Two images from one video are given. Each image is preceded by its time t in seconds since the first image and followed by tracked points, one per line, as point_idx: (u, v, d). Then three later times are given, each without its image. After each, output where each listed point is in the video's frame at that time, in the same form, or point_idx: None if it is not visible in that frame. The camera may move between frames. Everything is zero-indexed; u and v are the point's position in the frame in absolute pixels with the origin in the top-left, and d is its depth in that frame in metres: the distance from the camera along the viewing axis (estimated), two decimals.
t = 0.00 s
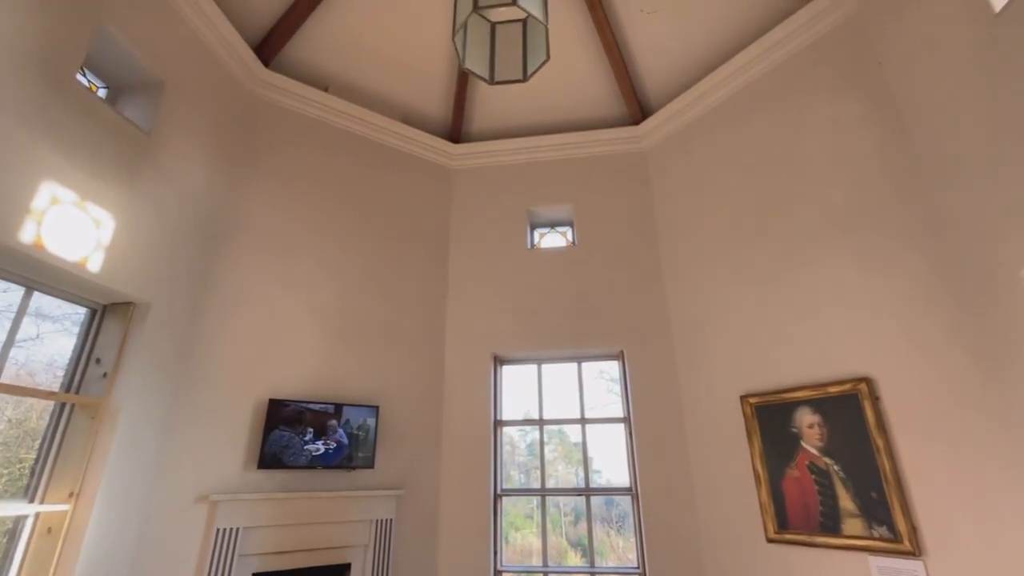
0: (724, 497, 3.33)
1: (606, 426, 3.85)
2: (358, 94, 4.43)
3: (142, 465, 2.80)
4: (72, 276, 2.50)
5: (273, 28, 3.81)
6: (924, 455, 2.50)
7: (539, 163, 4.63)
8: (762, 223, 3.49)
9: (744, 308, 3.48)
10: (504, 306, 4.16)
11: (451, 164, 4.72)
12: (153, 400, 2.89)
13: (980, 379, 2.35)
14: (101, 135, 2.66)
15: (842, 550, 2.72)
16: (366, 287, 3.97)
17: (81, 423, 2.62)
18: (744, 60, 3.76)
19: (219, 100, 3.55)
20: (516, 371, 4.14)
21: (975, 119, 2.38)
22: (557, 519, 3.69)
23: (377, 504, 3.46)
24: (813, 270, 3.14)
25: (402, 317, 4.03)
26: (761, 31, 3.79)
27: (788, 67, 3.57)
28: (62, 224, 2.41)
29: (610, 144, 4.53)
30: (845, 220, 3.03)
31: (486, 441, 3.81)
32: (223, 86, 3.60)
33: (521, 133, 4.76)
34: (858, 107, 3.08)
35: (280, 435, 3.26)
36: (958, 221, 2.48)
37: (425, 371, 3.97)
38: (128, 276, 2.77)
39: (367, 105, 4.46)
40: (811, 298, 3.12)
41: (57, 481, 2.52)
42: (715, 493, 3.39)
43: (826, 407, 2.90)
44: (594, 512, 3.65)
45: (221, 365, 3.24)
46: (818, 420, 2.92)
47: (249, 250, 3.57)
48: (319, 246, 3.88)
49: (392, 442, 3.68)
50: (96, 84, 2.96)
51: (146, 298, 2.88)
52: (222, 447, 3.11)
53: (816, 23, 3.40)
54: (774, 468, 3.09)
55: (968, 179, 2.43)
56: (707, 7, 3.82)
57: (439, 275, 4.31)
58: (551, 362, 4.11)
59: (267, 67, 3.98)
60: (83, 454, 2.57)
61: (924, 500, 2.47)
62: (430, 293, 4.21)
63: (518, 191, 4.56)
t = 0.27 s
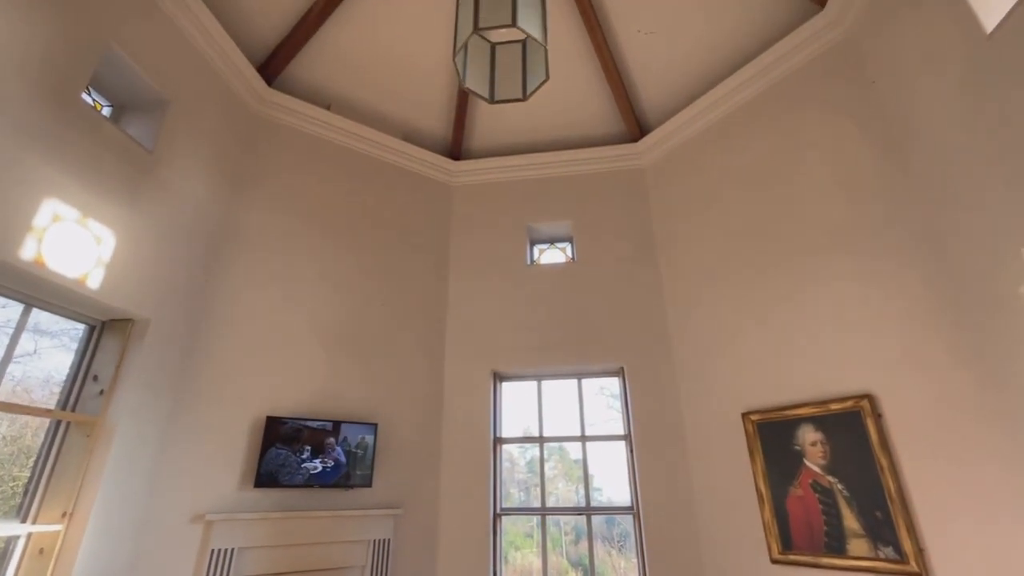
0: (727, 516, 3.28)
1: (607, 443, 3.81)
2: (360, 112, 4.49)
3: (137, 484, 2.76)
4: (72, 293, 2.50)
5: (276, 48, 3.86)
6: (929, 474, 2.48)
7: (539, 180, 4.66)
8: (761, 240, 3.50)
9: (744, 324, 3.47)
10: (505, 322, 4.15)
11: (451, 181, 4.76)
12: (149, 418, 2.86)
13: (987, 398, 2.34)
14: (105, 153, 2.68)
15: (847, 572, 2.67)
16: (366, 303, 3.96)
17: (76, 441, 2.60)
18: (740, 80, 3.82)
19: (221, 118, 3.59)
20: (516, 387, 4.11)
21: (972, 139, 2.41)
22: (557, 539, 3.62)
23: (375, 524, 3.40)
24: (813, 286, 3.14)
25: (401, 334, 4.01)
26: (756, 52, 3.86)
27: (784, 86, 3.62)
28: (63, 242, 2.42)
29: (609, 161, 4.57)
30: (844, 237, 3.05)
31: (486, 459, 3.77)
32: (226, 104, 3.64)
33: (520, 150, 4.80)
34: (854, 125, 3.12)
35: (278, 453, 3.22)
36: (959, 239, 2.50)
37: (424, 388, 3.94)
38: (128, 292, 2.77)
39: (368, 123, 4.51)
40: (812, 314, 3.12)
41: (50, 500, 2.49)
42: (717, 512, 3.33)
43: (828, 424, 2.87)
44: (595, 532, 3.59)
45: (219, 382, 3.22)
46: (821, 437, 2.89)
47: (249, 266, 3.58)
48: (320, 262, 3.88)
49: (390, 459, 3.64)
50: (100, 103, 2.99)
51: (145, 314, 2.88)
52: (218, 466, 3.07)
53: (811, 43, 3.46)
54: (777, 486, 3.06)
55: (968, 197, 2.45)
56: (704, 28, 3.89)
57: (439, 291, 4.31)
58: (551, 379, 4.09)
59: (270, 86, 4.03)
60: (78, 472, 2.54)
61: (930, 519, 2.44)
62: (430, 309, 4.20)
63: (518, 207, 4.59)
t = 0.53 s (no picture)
0: (729, 535, 3.22)
1: (607, 461, 3.76)
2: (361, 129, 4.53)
3: (130, 503, 2.72)
4: (70, 309, 2.50)
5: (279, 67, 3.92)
6: (933, 492, 2.46)
7: (539, 196, 4.69)
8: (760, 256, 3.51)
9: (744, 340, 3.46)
10: (504, 339, 4.14)
11: (451, 197, 4.78)
12: (145, 435, 2.84)
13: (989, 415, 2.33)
14: (106, 171, 2.70)
15: None
16: (366, 319, 3.96)
17: (70, 460, 2.57)
18: (736, 98, 3.87)
19: (222, 135, 3.62)
20: (515, 404, 4.08)
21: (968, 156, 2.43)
22: (557, 559, 3.56)
23: (371, 544, 3.34)
24: (813, 302, 3.14)
25: (400, 350, 3.99)
26: (752, 71, 3.92)
27: (779, 104, 3.66)
28: (62, 258, 2.42)
29: (608, 178, 4.60)
30: (843, 254, 3.06)
31: (485, 477, 3.72)
32: (227, 122, 3.68)
33: (520, 167, 4.84)
34: (850, 143, 3.15)
35: (274, 471, 3.19)
36: (958, 256, 2.51)
37: (423, 404, 3.91)
38: (126, 308, 2.77)
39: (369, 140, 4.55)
40: (812, 331, 3.11)
41: (42, 520, 2.45)
42: (719, 531, 3.28)
43: (831, 441, 2.85)
44: (596, 551, 3.53)
45: (216, 399, 3.20)
46: (823, 455, 2.86)
47: (248, 282, 3.58)
48: (319, 278, 3.88)
49: (388, 478, 3.59)
50: (103, 121, 3.03)
51: (143, 330, 2.87)
52: (213, 484, 3.04)
53: (805, 63, 3.52)
54: (780, 504, 3.01)
55: (964, 214, 2.47)
56: (701, 49, 3.95)
57: (438, 307, 4.31)
58: (551, 395, 4.06)
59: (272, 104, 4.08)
60: (71, 492, 2.51)
61: (936, 539, 2.41)
62: (429, 325, 4.19)
63: (518, 224, 4.61)
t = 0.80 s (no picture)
0: (733, 558, 3.15)
1: (608, 481, 3.71)
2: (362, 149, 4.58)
3: (124, 526, 2.68)
4: (69, 328, 2.50)
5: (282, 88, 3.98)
6: (941, 515, 2.44)
7: (539, 214, 4.72)
8: (760, 273, 3.52)
9: (745, 358, 3.44)
10: (505, 357, 4.12)
11: (451, 215, 4.81)
12: (140, 456, 2.81)
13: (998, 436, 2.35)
14: (110, 191, 2.73)
15: None
16: (366, 338, 3.94)
17: (64, 482, 2.54)
18: (732, 119, 3.92)
19: (225, 155, 3.66)
20: (516, 423, 4.04)
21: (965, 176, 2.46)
22: None
23: (369, 568, 3.28)
24: (814, 320, 3.14)
25: (400, 368, 3.97)
26: (748, 92, 3.98)
27: (775, 125, 3.71)
28: (63, 276, 2.43)
29: (607, 197, 4.64)
30: (842, 272, 3.07)
31: (485, 498, 3.66)
32: (229, 142, 3.72)
33: (519, 186, 4.88)
34: (847, 163, 3.19)
35: (271, 492, 3.14)
36: (959, 276, 2.54)
37: (422, 423, 3.87)
38: (125, 327, 2.77)
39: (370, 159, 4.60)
40: (813, 349, 3.10)
41: (34, 544, 2.42)
42: (723, 554, 3.21)
43: (835, 461, 2.81)
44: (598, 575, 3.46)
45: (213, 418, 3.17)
46: (828, 475, 2.82)
47: (247, 300, 3.58)
48: (319, 296, 3.88)
49: (386, 499, 3.54)
50: (108, 141, 3.06)
51: (141, 349, 2.86)
52: (209, 506, 2.99)
53: (799, 84, 3.57)
54: (784, 526, 2.95)
55: (964, 235, 2.50)
56: (698, 70, 4.02)
57: (439, 325, 4.30)
58: (551, 414, 4.02)
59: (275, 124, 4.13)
60: (64, 514, 2.48)
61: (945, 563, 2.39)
62: (429, 343, 4.18)
63: (518, 242, 4.63)
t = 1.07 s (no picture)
0: None
1: (610, 498, 3.67)
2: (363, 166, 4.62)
3: (119, 546, 2.64)
4: (69, 345, 2.49)
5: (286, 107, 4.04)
6: (947, 533, 2.40)
7: (539, 231, 4.75)
8: (759, 289, 3.52)
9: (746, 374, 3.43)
10: (505, 373, 4.11)
11: (451, 231, 4.84)
12: (137, 474, 2.78)
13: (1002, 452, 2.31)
14: (113, 208, 2.74)
15: None
16: (366, 354, 3.93)
17: (60, 500, 2.51)
18: (729, 136, 3.97)
19: (228, 173, 3.70)
20: (516, 440, 4.01)
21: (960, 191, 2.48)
22: None
23: None
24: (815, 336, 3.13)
25: (399, 385, 3.95)
26: (744, 110, 4.03)
27: (772, 142, 3.76)
28: (63, 293, 2.43)
29: (606, 213, 4.67)
30: (842, 287, 3.07)
31: (485, 516, 3.61)
32: (233, 160, 3.76)
33: (519, 203, 4.92)
34: (844, 179, 3.22)
35: (269, 511, 3.10)
36: (956, 291, 2.53)
37: (422, 440, 3.84)
38: (125, 344, 2.76)
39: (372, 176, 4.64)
40: (815, 365, 3.09)
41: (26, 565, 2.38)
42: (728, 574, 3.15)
43: (839, 478, 2.78)
44: None
45: (211, 436, 3.15)
46: (832, 493, 2.79)
47: (248, 317, 3.58)
48: (320, 313, 3.88)
49: (385, 517, 3.49)
50: (113, 159, 3.08)
51: (140, 366, 2.85)
52: (206, 526, 2.95)
53: (795, 103, 3.62)
54: (790, 545, 2.90)
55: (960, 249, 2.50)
56: (695, 89, 4.08)
57: (439, 341, 4.29)
58: (552, 431, 3.99)
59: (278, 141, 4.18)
60: (58, 534, 2.44)
61: None
62: (429, 359, 4.16)
63: (518, 258, 4.64)
